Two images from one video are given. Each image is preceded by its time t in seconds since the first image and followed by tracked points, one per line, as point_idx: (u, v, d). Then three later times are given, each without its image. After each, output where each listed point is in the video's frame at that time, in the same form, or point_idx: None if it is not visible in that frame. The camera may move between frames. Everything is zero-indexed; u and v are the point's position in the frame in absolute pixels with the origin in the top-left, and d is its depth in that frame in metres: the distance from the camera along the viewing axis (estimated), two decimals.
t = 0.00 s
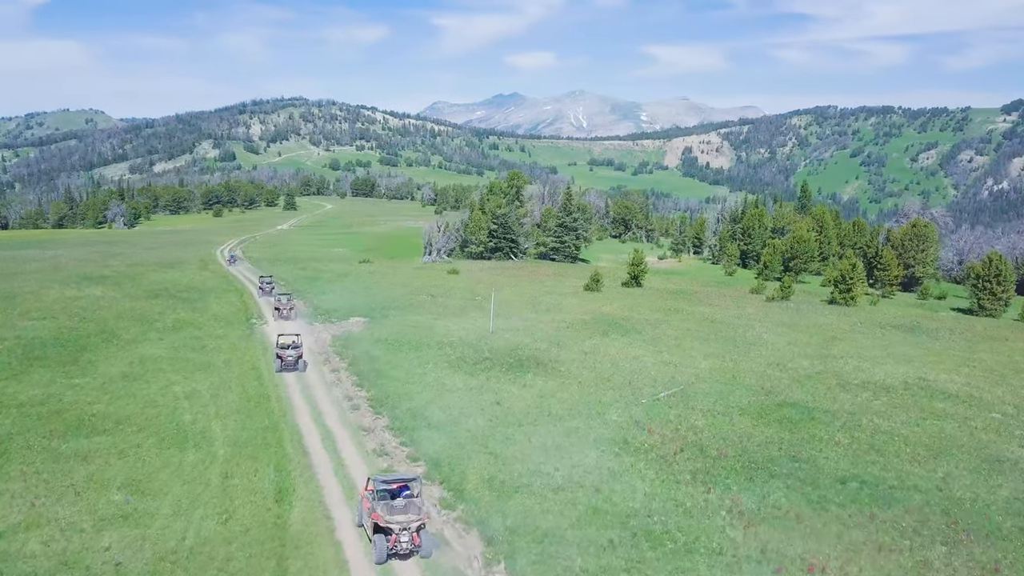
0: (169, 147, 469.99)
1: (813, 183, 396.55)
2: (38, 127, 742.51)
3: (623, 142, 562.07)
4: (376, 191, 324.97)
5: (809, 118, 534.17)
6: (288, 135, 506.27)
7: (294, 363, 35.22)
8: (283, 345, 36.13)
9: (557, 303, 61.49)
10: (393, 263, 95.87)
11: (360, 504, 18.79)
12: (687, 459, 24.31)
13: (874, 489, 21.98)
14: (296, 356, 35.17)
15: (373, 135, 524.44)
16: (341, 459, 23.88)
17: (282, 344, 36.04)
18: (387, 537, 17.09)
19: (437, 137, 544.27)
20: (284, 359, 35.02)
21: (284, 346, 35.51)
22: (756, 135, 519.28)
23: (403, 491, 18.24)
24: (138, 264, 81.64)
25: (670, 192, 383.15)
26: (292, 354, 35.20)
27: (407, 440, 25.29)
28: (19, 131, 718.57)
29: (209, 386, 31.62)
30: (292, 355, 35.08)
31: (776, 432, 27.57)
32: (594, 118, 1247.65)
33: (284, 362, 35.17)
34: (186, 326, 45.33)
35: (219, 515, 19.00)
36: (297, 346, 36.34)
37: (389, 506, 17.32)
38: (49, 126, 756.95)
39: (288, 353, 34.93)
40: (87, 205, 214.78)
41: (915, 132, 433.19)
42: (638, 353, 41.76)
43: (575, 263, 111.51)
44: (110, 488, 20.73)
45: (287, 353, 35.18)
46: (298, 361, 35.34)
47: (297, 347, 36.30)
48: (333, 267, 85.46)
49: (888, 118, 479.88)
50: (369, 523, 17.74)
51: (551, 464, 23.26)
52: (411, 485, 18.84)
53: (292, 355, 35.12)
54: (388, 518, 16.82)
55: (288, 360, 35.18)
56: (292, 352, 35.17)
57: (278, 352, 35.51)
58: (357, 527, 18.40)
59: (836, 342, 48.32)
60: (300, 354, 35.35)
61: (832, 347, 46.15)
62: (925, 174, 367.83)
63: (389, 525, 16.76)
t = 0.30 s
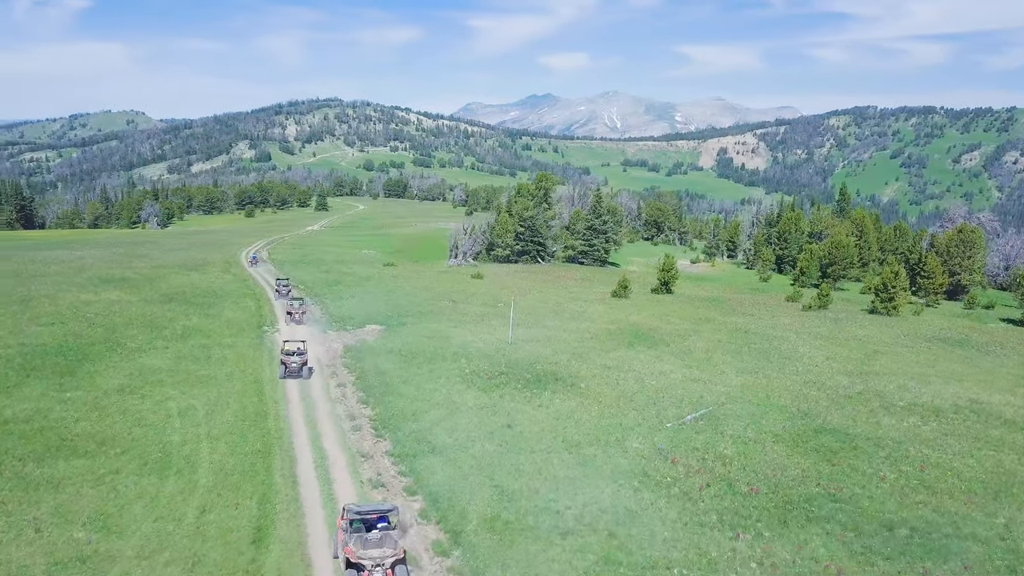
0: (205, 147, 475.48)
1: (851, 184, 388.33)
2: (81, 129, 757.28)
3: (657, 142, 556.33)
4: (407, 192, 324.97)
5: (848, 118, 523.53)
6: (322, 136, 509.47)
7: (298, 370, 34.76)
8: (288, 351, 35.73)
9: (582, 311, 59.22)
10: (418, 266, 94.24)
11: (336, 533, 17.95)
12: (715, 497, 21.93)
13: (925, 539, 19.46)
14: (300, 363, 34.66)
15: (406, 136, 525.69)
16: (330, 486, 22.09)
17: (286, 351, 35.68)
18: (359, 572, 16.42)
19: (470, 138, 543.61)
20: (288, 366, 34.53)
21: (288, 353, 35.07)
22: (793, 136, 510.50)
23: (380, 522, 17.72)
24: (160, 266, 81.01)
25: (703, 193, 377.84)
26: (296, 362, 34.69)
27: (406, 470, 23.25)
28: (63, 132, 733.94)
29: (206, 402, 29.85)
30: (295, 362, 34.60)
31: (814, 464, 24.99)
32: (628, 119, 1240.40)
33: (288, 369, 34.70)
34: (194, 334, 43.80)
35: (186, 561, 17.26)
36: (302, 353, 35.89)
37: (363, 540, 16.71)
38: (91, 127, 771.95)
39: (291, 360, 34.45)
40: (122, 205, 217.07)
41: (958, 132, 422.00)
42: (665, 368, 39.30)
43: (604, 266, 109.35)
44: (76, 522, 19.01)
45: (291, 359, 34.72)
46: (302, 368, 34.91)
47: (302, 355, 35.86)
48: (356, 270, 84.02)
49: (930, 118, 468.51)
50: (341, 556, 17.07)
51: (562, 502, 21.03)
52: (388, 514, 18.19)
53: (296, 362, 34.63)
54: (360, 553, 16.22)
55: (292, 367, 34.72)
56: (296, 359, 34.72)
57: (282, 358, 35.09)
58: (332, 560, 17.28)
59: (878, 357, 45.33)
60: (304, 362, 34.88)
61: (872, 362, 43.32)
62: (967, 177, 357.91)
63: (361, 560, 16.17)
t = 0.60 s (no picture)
0: (241, 148, 480.17)
1: (891, 186, 379.35)
2: (121, 129, 770.78)
3: (692, 143, 549.58)
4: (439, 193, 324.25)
5: (887, 120, 512.22)
6: (355, 136, 511.65)
7: (302, 377, 34.55)
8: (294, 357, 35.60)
9: (607, 319, 56.86)
10: (442, 269, 92.45)
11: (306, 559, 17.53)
12: (740, 543, 19.68)
13: None
14: (303, 370, 34.47)
15: (439, 137, 525.84)
16: (313, 516, 20.50)
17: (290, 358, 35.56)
18: None
19: (502, 139, 542.08)
20: (291, 372, 34.37)
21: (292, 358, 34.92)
22: (831, 136, 500.60)
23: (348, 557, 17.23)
24: (182, 268, 80.27)
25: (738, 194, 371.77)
26: (299, 368, 34.51)
27: (399, 504, 21.24)
28: (104, 133, 747.64)
29: (199, 420, 28.16)
30: (299, 369, 34.43)
31: (853, 502, 22.53)
32: (662, 119, 1230.16)
33: (293, 377, 34.52)
34: (202, 342, 42.32)
35: None
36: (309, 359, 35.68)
37: None
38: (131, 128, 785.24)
39: (294, 367, 34.31)
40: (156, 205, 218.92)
41: (1003, 133, 410.02)
42: (692, 385, 36.81)
43: (633, 270, 106.67)
44: (31, 559, 17.47)
45: (295, 366, 34.57)
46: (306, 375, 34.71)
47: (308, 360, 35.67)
48: (378, 273, 82.44)
49: (973, 118, 455.89)
50: None
51: (567, 550, 18.95)
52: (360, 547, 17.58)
53: (299, 368, 34.44)
54: None
55: (296, 375, 34.55)
56: (299, 366, 34.55)
57: (285, 364, 34.95)
58: None
59: (923, 373, 42.27)
60: (307, 369, 34.64)
61: (916, 379, 40.42)
62: (1013, 178, 347.18)
63: None
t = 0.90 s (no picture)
0: (273, 148, 483.79)
1: (929, 187, 370.62)
2: (157, 130, 781.68)
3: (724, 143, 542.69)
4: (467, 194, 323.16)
5: (925, 121, 501.30)
6: (386, 137, 513.09)
7: (303, 386, 33.49)
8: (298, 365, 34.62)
9: (630, 328, 54.40)
10: (463, 273, 90.62)
11: None
12: None
13: None
14: (304, 379, 33.41)
15: (469, 137, 525.17)
16: (286, 557, 18.66)
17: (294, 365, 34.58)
18: None
19: (531, 139, 539.88)
20: (292, 380, 33.36)
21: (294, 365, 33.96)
22: (866, 137, 491.25)
23: None
24: (199, 270, 79.21)
25: (770, 195, 365.96)
26: (301, 376, 33.46)
27: (382, 547, 19.21)
28: (140, 134, 759.43)
29: (184, 439, 26.40)
30: (300, 377, 33.39)
31: (893, 550, 20.10)
32: (694, 120, 1219.42)
33: (294, 385, 33.48)
34: (204, 351, 40.68)
35: None
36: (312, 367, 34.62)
37: None
38: (167, 129, 796.59)
39: (295, 375, 33.28)
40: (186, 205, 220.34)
41: None
42: (716, 404, 34.35)
43: (661, 275, 103.88)
44: None
45: (296, 373, 33.53)
46: (307, 383, 33.63)
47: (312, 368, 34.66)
48: (398, 277, 80.81)
49: (1015, 119, 444.33)
50: None
51: None
52: None
53: (300, 376, 33.40)
54: None
55: (297, 383, 33.50)
56: (300, 374, 33.52)
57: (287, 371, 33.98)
58: None
59: (968, 392, 39.29)
60: (309, 377, 33.56)
61: (960, 399, 37.49)
62: None
63: None
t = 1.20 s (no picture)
0: (305, 149, 486.87)
1: (967, 189, 361.80)
2: (191, 130, 791.44)
3: (756, 144, 535.19)
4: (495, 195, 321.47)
5: (963, 121, 489.70)
6: (417, 138, 513.86)
7: (302, 395, 32.56)
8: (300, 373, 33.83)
9: (652, 338, 51.94)
10: (484, 277, 88.72)
11: None
12: None
13: None
14: (303, 388, 32.52)
15: (498, 138, 523.84)
16: None
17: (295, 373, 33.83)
18: None
19: (561, 140, 537.17)
20: (291, 388, 32.58)
21: (295, 373, 33.16)
22: (902, 138, 481.39)
23: None
24: (214, 273, 78.07)
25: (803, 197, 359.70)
26: (299, 384, 32.63)
27: None
28: (175, 134, 769.55)
29: (163, 462, 24.67)
30: (299, 385, 32.53)
31: None
32: (726, 120, 1207.10)
33: (293, 394, 32.64)
34: (204, 362, 38.95)
35: None
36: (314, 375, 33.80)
37: None
38: (201, 129, 806.56)
39: (294, 384, 32.43)
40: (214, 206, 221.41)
41: None
42: (740, 427, 31.91)
43: (688, 279, 100.98)
44: None
45: (295, 382, 32.72)
46: (307, 392, 32.68)
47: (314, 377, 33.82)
48: (416, 281, 79.05)
49: None
50: None
51: None
52: None
53: (299, 384, 32.54)
54: None
55: (296, 392, 32.61)
56: (300, 383, 32.64)
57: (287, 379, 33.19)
58: None
59: (1015, 414, 36.34)
60: (309, 386, 32.68)
61: (1007, 422, 34.62)
62: None
63: None
